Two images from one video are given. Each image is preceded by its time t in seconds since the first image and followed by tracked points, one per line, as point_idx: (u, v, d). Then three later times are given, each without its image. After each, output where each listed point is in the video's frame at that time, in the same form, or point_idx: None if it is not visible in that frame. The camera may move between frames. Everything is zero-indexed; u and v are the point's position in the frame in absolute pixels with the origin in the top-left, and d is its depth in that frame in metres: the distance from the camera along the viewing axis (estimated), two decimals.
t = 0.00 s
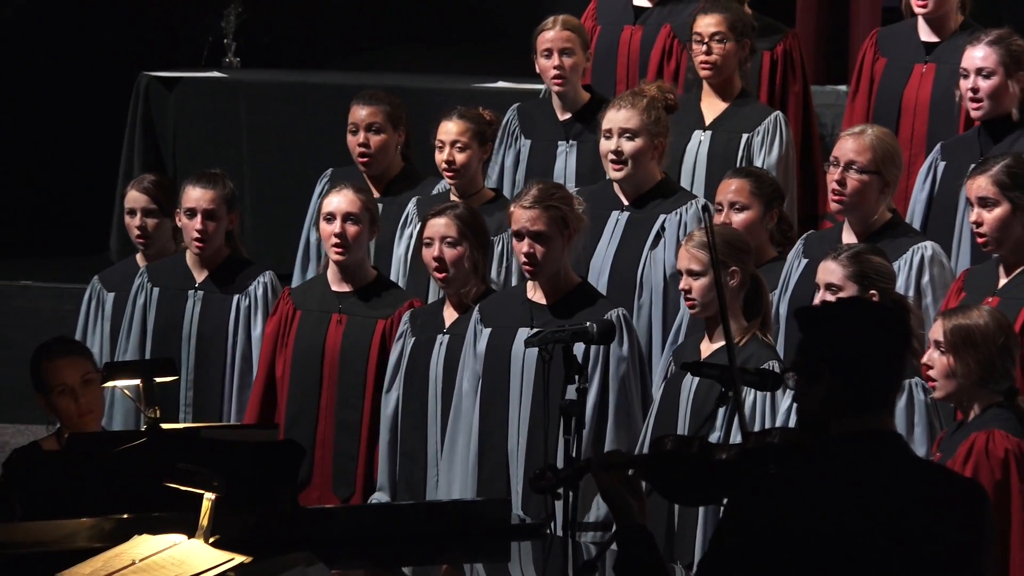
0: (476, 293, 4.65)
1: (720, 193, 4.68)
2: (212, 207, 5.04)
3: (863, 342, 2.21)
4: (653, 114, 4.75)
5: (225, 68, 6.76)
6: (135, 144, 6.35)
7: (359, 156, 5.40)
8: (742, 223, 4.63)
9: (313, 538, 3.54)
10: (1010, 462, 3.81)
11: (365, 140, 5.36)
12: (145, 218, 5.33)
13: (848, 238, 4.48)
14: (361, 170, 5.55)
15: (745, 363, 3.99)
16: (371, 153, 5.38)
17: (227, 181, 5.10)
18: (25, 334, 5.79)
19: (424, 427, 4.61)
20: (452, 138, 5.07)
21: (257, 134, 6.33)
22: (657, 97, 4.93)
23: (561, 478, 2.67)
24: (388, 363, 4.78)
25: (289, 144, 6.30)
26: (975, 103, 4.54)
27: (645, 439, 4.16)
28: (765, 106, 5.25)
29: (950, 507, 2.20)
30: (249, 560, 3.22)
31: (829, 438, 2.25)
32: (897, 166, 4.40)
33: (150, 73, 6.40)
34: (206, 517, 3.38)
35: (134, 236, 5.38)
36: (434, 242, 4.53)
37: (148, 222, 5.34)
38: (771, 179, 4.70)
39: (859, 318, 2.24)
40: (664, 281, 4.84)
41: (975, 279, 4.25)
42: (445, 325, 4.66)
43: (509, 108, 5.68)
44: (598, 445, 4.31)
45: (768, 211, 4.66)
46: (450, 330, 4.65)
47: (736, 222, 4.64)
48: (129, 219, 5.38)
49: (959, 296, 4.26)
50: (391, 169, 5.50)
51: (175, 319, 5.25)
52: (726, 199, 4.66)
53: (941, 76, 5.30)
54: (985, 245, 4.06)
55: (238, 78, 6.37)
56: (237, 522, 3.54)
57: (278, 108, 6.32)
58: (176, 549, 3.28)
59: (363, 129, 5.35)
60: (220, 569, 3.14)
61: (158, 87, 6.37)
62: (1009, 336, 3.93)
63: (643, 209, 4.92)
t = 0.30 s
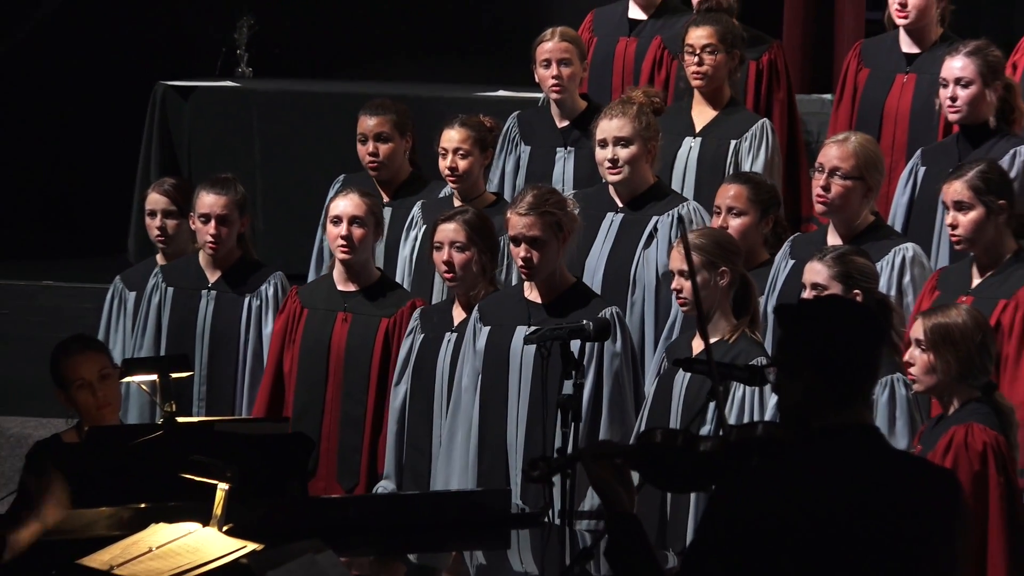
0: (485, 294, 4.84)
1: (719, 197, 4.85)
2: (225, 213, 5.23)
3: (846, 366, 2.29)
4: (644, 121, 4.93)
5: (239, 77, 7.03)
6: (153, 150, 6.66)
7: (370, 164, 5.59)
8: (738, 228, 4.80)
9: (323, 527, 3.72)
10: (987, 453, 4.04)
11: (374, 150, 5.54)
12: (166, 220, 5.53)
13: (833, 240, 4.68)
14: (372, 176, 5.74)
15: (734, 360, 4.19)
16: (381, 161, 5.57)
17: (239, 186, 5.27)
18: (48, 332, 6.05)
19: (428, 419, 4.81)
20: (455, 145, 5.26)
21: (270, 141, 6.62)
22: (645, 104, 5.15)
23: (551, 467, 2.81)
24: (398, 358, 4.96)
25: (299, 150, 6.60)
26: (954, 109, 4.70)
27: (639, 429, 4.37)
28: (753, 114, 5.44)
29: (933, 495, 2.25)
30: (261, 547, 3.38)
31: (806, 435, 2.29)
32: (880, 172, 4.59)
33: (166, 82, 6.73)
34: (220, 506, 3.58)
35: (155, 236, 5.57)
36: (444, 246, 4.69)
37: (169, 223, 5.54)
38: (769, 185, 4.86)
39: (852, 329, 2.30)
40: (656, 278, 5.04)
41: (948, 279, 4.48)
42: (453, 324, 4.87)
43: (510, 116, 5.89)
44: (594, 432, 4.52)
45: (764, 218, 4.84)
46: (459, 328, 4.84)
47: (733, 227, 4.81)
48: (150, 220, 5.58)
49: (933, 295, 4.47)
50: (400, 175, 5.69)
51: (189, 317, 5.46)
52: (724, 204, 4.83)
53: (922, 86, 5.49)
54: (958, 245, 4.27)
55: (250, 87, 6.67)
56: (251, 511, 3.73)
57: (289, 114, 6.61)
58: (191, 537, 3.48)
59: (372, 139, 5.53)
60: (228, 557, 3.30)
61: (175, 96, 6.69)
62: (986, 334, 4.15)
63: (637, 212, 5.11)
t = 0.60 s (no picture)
0: (486, 293, 5.02)
1: (710, 203, 5.00)
2: (236, 216, 5.43)
3: (824, 347, 2.30)
4: (637, 126, 5.12)
5: (251, 87, 7.28)
6: (168, 157, 6.90)
7: (376, 169, 5.79)
8: (728, 234, 4.96)
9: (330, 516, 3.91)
10: (965, 445, 4.23)
11: (380, 156, 5.74)
12: (184, 223, 5.74)
13: (817, 242, 4.89)
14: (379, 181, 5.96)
15: (724, 355, 4.39)
16: (387, 167, 5.76)
17: (249, 190, 5.45)
18: (68, 330, 6.29)
19: (429, 410, 5.04)
20: (458, 152, 5.46)
21: (280, 148, 6.84)
22: (636, 110, 5.33)
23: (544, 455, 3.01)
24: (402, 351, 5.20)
25: (309, 157, 6.81)
26: (932, 117, 4.87)
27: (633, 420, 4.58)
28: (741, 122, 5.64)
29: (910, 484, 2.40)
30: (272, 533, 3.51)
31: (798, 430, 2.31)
32: (865, 176, 4.81)
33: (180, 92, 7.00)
34: (231, 496, 3.73)
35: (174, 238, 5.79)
36: (449, 247, 4.87)
37: (186, 225, 5.74)
38: (760, 191, 5.02)
39: (823, 324, 2.32)
40: (649, 280, 5.23)
41: (922, 279, 4.68)
42: (455, 322, 5.07)
43: (510, 123, 6.10)
44: (592, 423, 4.72)
45: (753, 225, 5.01)
46: (460, 326, 5.05)
47: (723, 233, 4.96)
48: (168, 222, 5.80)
49: (907, 294, 4.68)
50: (407, 179, 5.90)
51: (202, 316, 5.68)
52: (715, 210, 4.98)
53: (903, 94, 5.67)
54: (931, 246, 4.50)
55: (262, 96, 6.90)
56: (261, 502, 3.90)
57: (299, 121, 6.83)
58: (206, 525, 3.62)
59: (379, 146, 5.73)
60: (241, 544, 3.43)
61: (189, 104, 6.95)
62: (965, 332, 4.34)
63: (630, 214, 5.32)
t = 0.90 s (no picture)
0: (486, 292, 5.22)
1: (700, 205, 5.18)
2: (247, 217, 5.64)
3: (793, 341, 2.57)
4: (630, 132, 5.33)
5: (262, 95, 7.50)
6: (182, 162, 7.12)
7: (382, 172, 6.00)
8: (717, 235, 5.15)
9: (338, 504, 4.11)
10: (944, 438, 4.44)
11: (385, 160, 5.95)
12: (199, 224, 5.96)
13: (803, 242, 5.09)
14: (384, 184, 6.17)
15: (713, 352, 4.60)
16: (392, 171, 5.98)
17: (258, 193, 5.67)
18: (86, 328, 6.51)
19: (429, 401, 5.27)
20: (462, 157, 5.67)
21: (290, 153, 7.06)
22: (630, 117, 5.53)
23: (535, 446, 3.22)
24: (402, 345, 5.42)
25: (318, 161, 7.02)
26: (914, 124, 5.10)
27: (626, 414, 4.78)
28: (731, 128, 5.85)
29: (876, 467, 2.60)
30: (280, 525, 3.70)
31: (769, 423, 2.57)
32: (848, 179, 5.01)
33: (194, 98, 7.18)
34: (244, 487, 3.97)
35: (190, 239, 6.01)
36: (450, 247, 5.05)
37: (202, 227, 5.96)
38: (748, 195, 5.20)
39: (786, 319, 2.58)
40: (642, 279, 5.42)
41: (897, 279, 4.91)
42: (454, 319, 5.28)
43: (509, 129, 6.30)
44: (593, 415, 4.93)
45: (740, 227, 5.19)
46: (460, 323, 5.26)
47: (713, 234, 5.15)
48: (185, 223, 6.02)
49: (883, 293, 4.91)
50: (410, 183, 6.12)
51: (215, 314, 5.89)
52: (705, 211, 5.16)
53: (886, 101, 5.86)
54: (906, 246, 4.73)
55: (271, 103, 7.11)
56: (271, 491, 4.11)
57: (307, 127, 7.05)
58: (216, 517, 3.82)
59: (384, 150, 5.94)
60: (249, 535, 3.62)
61: (202, 111, 7.15)
62: (944, 329, 4.51)
63: (623, 216, 5.52)
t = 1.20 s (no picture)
0: (482, 290, 5.44)
1: (688, 209, 5.37)
2: (256, 218, 5.86)
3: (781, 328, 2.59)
4: (625, 138, 5.56)
5: (272, 103, 7.72)
6: (196, 167, 7.36)
7: (384, 175, 6.23)
8: (706, 238, 5.35)
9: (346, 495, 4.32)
10: (925, 430, 4.63)
11: (388, 163, 6.18)
12: (213, 226, 6.17)
13: (787, 243, 5.33)
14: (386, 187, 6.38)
15: (699, 349, 4.83)
16: (394, 174, 6.20)
17: (267, 195, 5.89)
18: (104, 325, 6.75)
19: (428, 399, 5.48)
20: (464, 162, 5.89)
21: (299, 159, 7.27)
22: (626, 124, 5.73)
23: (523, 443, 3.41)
24: (402, 342, 5.64)
25: (326, 167, 7.24)
26: (898, 131, 5.32)
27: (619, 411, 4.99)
28: (721, 134, 6.05)
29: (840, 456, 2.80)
30: (288, 512, 3.85)
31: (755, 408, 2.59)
32: (830, 183, 5.23)
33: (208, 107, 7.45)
34: (254, 478, 4.07)
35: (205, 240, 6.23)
36: (448, 247, 5.26)
37: (216, 228, 6.18)
38: (733, 197, 5.40)
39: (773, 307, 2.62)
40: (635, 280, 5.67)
41: (877, 279, 5.16)
42: (453, 317, 5.48)
43: (508, 135, 6.52)
44: (600, 405, 5.20)
45: (727, 231, 5.39)
46: (457, 321, 5.47)
47: (702, 237, 5.34)
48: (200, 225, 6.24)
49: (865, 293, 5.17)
50: (411, 186, 6.32)
51: (228, 312, 6.12)
52: (694, 215, 5.35)
53: (870, 108, 6.07)
54: (885, 246, 5.00)
55: (281, 111, 7.33)
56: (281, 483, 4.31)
57: (315, 134, 7.26)
58: (230, 504, 3.98)
59: (387, 154, 6.16)
60: (262, 521, 3.77)
61: (214, 119, 7.41)
62: (925, 327, 4.71)
63: (616, 219, 5.71)
